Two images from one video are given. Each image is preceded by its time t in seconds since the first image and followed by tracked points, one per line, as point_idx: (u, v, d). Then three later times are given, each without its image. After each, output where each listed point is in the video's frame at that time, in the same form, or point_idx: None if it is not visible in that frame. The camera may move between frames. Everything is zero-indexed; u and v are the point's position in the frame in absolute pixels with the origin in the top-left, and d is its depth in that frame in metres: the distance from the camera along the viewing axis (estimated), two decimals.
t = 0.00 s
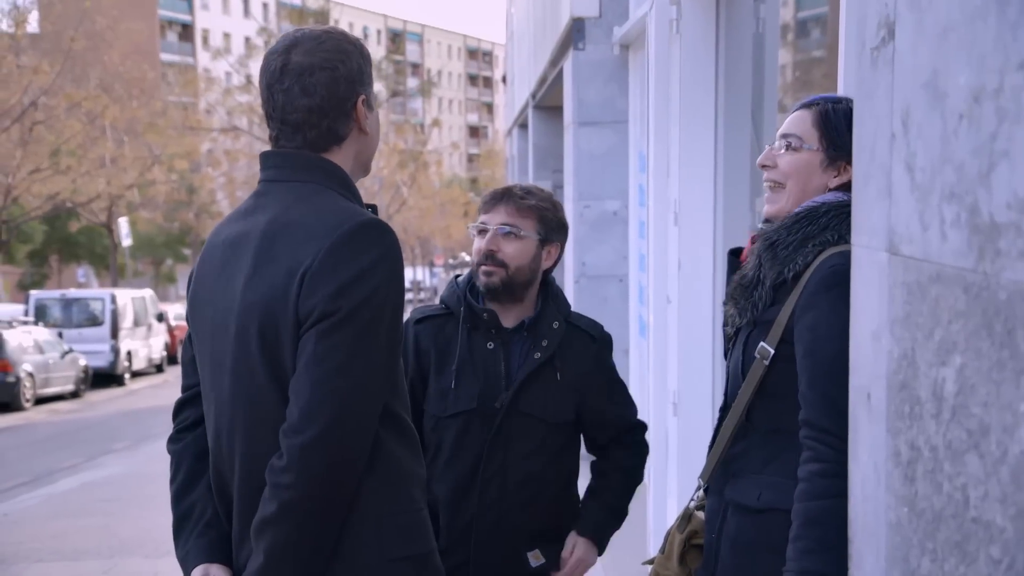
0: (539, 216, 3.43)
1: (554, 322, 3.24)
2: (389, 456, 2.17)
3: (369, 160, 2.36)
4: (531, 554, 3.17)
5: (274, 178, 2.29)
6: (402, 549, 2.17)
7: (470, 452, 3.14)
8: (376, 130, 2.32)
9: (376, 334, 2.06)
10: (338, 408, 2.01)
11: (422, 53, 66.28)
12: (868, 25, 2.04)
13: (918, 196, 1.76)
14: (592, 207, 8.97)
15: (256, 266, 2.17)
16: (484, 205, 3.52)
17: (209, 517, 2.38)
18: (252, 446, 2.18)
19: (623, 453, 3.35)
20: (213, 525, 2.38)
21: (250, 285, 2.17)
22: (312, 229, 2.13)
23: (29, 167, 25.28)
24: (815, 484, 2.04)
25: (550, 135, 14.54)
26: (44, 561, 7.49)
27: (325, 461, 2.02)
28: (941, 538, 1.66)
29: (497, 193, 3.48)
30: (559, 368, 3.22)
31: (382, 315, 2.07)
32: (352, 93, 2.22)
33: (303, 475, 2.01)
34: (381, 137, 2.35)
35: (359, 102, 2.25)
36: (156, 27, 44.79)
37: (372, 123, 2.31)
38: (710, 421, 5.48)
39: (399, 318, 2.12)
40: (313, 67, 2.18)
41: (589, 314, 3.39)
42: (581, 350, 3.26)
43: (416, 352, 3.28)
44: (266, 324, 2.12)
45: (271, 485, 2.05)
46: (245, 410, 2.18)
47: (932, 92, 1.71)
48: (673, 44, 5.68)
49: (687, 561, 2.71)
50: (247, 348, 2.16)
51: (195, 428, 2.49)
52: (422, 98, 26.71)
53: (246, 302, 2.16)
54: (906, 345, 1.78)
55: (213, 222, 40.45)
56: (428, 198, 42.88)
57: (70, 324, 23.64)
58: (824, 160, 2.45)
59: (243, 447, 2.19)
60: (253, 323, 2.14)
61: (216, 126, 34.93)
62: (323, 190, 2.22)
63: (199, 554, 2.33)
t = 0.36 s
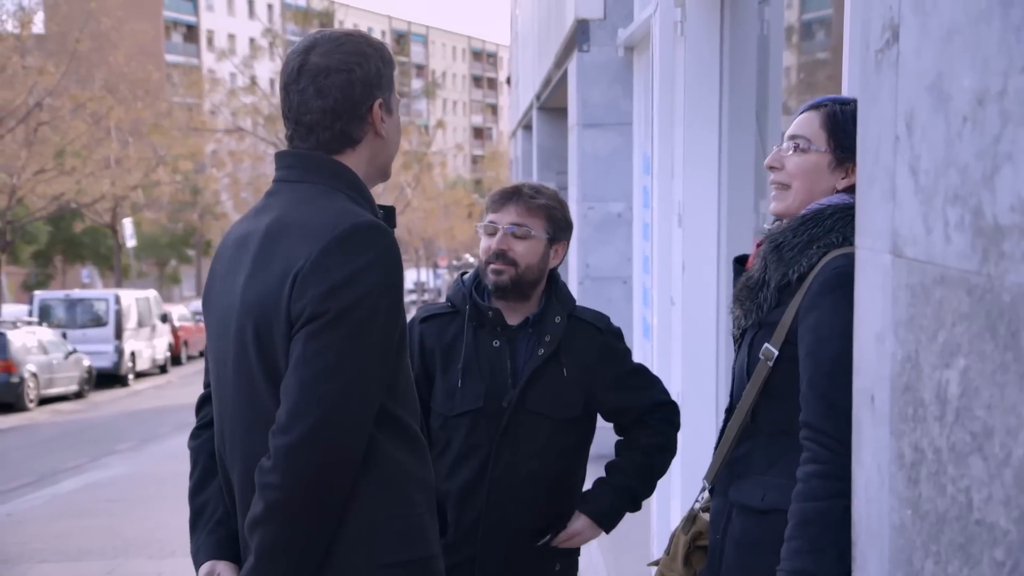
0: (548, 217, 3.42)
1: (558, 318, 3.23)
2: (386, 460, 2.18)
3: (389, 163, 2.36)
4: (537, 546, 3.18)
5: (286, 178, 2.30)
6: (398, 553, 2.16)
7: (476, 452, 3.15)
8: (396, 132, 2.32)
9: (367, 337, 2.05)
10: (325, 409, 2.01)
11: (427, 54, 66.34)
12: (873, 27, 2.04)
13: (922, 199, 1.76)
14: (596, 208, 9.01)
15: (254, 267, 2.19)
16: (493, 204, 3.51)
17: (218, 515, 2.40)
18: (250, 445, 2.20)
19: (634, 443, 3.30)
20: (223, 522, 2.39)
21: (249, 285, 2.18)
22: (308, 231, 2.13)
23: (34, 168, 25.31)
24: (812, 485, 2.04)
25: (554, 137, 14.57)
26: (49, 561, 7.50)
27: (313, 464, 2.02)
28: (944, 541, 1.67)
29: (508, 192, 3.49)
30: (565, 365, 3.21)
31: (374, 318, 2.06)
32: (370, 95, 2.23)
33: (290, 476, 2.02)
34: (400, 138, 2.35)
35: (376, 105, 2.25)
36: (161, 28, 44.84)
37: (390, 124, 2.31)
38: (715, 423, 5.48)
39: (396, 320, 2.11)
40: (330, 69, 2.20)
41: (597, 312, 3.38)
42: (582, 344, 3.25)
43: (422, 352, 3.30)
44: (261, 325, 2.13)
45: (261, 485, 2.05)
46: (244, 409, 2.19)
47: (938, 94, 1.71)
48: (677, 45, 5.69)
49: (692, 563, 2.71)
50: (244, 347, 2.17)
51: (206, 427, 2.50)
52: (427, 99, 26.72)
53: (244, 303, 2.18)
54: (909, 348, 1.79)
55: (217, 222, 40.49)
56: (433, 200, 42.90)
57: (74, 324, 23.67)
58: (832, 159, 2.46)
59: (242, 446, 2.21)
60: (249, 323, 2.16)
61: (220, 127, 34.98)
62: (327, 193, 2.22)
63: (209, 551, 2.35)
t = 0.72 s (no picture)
0: (580, 234, 3.40)
1: (576, 328, 3.22)
2: (385, 460, 2.17)
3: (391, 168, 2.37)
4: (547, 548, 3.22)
5: (288, 181, 2.30)
6: (400, 552, 2.16)
7: (494, 457, 3.18)
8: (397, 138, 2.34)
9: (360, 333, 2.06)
10: (317, 405, 2.02)
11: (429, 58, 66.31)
12: (873, 32, 2.05)
13: (922, 202, 1.76)
14: (598, 212, 8.98)
15: (251, 267, 2.20)
16: (528, 214, 3.34)
17: (225, 516, 2.41)
18: (250, 442, 2.21)
19: (618, 462, 3.32)
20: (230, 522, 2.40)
21: (246, 285, 2.20)
22: (303, 230, 2.14)
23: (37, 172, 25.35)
24: (820, 488, 2.04)
25: (556, 141, 14.58)
26: (53, 565, 7.51)
27: (310, 459, 2.03)
28: (945, 544, 1.67)
29: (531, 206, 3.36)
30: (580, 372, 3.22)
31: (367, 315, 2.06)
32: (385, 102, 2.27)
33: (286, 471, 2.03)
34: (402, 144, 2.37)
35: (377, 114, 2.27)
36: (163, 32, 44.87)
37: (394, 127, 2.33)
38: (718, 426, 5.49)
39: (389, 317, 2.11)
40: (334, 76, 2.21)
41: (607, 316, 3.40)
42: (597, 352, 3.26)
43: (436, 355, 3.30)
44: (258, 323, 2.14)
45: (260, 481, 2.06)
46: (245, 408, 2.21)
47: (937, 98, 1.72)
48: (678, 48, 5.70)
49: (698, 566, 2.71)
50: (243, 345, 2.19)
51: (217, 432, 2.53)
52: (429, 103, 26.74)
53: (243, 302, 2.19)
54: (910, 351, 1.79)
55: (220, 226, 40.51)
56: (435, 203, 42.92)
57: (77, 328, 23.70)
58: (832, 161, 2.46)
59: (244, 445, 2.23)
60: (247, 321, 2.17)
61: (223, 131, 35.02)
62: (324, 196, 2.22)
63: (216, 550, 2.36)
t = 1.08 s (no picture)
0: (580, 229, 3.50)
1: (586, 322, 3.31)
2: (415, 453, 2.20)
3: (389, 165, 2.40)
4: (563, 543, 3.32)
5: (285, 185, 2.32)
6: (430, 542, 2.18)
7: (513, 456, 3.19)
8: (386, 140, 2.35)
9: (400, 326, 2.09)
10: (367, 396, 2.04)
11: (431, 61, 66.32)
12: (872, 35, 2.06)
13: (920, 205, 1.77)
14: (600, 215, 8.94)
15: (278, 265, 2.21)
16: (536, 212, 3.39)
17: (227, 523, 2.41)
18: (275, 440, 2.20)
19: (608, 470, 3.40)
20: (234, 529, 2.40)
21: (275, 282, 2.19)
22: (334, 228, 2.16)
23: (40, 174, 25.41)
24: (823, 488, 2.05)
25: (559, 144, 14.57)
26: (54, 567, 7.51)
27: (359, 448, 2.04)
28: (943, 546, 1.67)
29: (532, 207, 3.42)
30: (587, 368, 3.30)
31: (404, 308, 2.10)
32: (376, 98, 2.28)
33: (338, 462, 2.03)
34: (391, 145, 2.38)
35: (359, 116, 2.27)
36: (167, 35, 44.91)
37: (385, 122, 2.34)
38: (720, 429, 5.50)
39: (421, 311, 2.15)
40: (321, 78, 2.23)
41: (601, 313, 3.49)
42: (601, 351, 3.35)
43: (448, 355, 3.28)
44: (293, 318, 2.15)
45: (307, 474, 2.05)
46: (267, 409, 2.20)
47: (934, 101, 1.73)
48: (681, 51, 5.72)
49: (699, 568, 2.71)
50: (271, 341, 2.18)
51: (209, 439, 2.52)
52: (431, 106, 26.74)
53: (270, 301, 2.19)
54: (908, 353, 1.80)
55: (222, 229, 40.53)
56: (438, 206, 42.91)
57: (80, 330, 23.74)
58: (825, 168, 2.46)
59: (267, 444, 2.21)
60: (279, 318, 2.16)
61: (226, 134, 35.06)
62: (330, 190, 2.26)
63: (223, 558, 2.36)
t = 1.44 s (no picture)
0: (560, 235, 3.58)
1: (574, 321, 3.38)
2: (415, 460, 2.20)
3: (382, 164, 2.36)
4: (574, 541, 3.37)
5: (294, 190, 2.34)
6: (427, 548, 2.17)
7: (516, 457, 3.25)
8: (369, 134, 2.32)
9: (397, 333, 2.09)
10: (360, 404, 2.03)
11: (435, 64, 66.34)
12: (872, 38, 2.06)
13: (920, 206, 1.77)
14: (603, 217, 8.95)
15: (278, 271, 2.21)
16: (517, 220, 3.47)
17: (234, 522, 2.42)
18: (273, 442, 2.21)
19: (608, 468, 3.43)
20: (237, 530, 2.41)
21: (276, 288, 2.20)
22: (333, 233, 2.16)
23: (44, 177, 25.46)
24: (820, 489, 2.05)
25: (563, 146, 14.57)
26: (59, 569, 7.53)
27: (352, 455, 2.04)
28: (943, 547, 1.67)
29: (511, 216, 3.49)
30: (578, 367, 3.36)
31: (401, 315, 2.09)
32: (346, 92, 2.30)
33: (331, 469, 2.03)
34: (378, 141, 2.33)
35: (329, 110, 2.30)
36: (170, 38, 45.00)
37: (371, 117, 2.32)
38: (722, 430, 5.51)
39: (418, 318, 2.14)
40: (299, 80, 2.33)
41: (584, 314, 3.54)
42: (589, 349, 3.41)
43: (443, 362, 3.32)
44: (291, 324, 2.15)
45: (300, 479, 2.06)
46: (268, 411, 2.21)
47: (933, 104, 1.73)
48: (683, 53, 5.74)
49: (700, 570, 2.71)
50: (271, 346, 2.20)
51: (219, 439, 2.54)
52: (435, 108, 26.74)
53: (270, 307, 2.20)
54: (908, 354, 1.80)
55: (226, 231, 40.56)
56: (442, 208, 42.92)
57: (84, 333, 23.79)
58: (821, 170, 2.47)
59: (267, 447, 2.22)
60: (279, 322, 2.17)
61: (230, 136, 35.10)
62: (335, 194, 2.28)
63: (227, 557, 2.36)
